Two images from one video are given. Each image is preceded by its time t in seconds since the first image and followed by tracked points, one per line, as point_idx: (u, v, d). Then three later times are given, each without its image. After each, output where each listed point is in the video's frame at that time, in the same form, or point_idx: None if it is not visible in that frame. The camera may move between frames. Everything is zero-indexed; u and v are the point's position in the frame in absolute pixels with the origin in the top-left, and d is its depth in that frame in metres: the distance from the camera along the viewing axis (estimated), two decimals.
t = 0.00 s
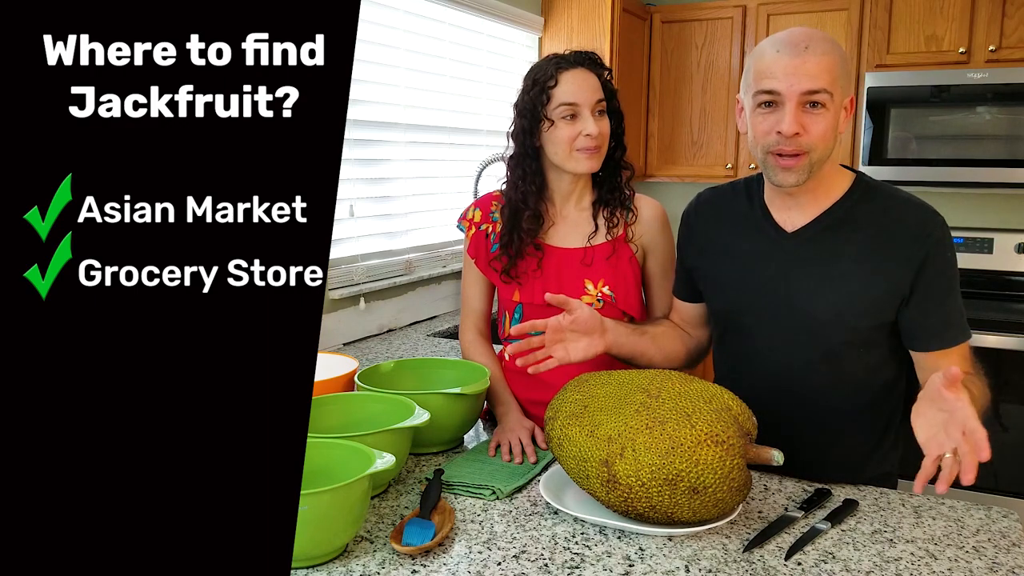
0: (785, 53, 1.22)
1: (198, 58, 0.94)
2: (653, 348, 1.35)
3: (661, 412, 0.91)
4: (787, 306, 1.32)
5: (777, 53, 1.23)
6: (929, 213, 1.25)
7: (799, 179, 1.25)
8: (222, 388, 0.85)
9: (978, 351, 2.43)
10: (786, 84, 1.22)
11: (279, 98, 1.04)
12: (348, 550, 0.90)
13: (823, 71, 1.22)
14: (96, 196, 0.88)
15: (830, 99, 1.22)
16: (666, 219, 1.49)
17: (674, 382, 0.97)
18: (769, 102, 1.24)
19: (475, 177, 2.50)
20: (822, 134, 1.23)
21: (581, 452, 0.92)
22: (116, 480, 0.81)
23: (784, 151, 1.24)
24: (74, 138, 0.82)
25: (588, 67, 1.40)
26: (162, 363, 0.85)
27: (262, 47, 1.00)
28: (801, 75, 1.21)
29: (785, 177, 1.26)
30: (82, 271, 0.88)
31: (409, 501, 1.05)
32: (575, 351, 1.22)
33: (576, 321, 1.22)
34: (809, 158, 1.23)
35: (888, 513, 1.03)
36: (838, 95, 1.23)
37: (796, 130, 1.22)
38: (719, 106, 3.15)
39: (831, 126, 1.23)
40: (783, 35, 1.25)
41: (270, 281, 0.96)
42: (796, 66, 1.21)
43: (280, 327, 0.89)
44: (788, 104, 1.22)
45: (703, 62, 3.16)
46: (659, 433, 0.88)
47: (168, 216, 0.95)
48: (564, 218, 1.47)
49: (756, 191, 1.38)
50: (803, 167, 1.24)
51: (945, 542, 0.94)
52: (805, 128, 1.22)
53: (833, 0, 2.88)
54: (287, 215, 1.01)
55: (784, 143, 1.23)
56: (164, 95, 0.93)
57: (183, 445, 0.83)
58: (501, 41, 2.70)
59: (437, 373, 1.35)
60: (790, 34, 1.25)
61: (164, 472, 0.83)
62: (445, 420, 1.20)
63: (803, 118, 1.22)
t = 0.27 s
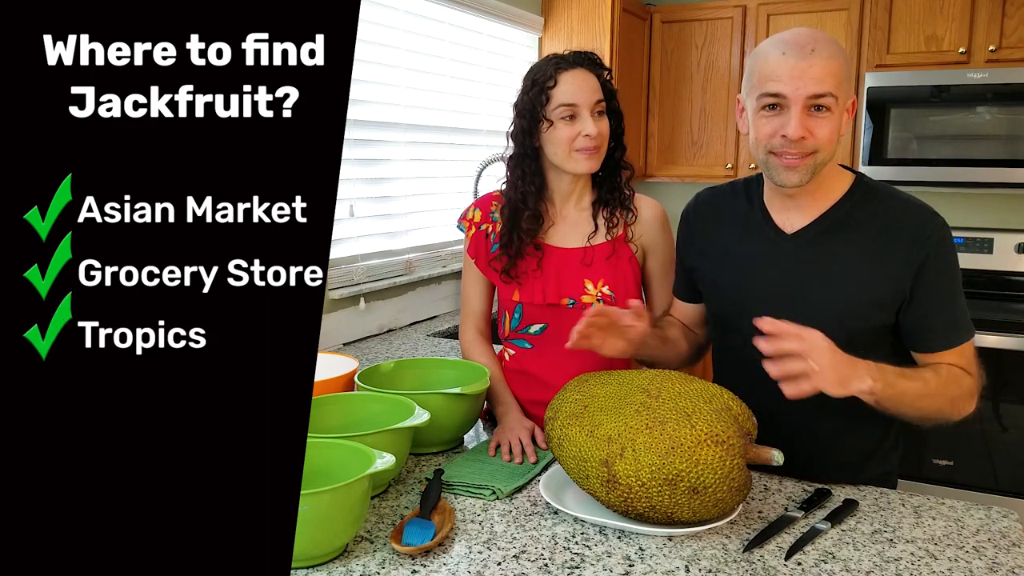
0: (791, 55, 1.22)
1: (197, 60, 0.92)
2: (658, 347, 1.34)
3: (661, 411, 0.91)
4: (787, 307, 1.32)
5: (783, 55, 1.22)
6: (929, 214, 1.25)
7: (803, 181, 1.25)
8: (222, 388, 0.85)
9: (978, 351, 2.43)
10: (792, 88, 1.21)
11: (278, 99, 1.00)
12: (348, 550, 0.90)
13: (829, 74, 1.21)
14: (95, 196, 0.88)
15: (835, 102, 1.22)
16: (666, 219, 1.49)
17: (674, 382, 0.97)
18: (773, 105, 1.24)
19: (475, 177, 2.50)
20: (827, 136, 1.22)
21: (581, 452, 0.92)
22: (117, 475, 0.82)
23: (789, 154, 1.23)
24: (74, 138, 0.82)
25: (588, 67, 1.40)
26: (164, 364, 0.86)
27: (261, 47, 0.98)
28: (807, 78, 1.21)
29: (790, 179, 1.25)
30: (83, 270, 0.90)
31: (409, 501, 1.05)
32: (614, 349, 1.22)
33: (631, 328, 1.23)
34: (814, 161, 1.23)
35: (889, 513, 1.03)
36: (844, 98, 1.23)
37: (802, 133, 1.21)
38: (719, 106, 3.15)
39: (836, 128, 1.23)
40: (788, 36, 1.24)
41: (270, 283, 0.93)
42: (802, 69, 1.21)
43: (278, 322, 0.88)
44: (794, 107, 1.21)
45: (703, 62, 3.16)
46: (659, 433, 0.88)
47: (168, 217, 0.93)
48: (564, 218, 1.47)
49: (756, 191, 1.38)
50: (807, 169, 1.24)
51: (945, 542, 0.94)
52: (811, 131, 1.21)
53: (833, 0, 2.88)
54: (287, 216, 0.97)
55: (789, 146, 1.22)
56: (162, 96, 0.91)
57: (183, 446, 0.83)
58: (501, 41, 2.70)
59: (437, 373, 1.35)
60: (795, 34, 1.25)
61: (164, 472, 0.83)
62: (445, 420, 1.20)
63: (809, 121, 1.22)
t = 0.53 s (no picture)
0: (785, 57, 1.22)
1: (197, 59, 0.92)
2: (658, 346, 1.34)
3: (661, 411, 0.91)
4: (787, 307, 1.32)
5: (777, 58, 1.22)
6: (928, 214, 1.25)
7: (799, 183, 1.24)
8: (222, 388, 0.85)
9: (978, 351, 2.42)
10: (786, 90, 1.21)
11: (278, 98, 0.99)
12: (348, 550, 0.90)
13: (823, 76, 1.21)
14: (96, 196, 0.88)
15: (830, 104, 1.22)
16: (666, 219, 1.49)
17: (674, 382, 0.97)
18: (769, 107, 1.24)
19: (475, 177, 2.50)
20: (822, 138, 1.22)
21: (581, 452, 0.92)
22: (117, 474, 0.82)
23: (784, 155, 1.23)
24: (73, 137, 0.82)
25: (588, 67, 1.40)
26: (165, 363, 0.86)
27: (261, 47, 0.98)
28: (801, 80, 1.21)
29: (785, 182, 1.25)
30: (82, 269, 0.90)
31: (409, 501, 1.05)
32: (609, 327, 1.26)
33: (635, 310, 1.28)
34: (809, 162, 1.23)
35: (889, 513, 1.03)
36: (839, 100, 1.23)
37: (796, 135, 1.21)
38: (719, 106, 3.15)
39: (831, 130, 1.23)
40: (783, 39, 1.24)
41: (270, 282, 0.93)
42: (797, 71, 1.21)
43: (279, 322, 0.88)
44: (789, 109, 1.21)
45: (703, 62, 3.16)
46: (659, 433, 0.88)
47: (168, 216, 0.93)
48: (564, 217, 1.47)
49: (756, 191, 1.38)
50: (802, 171, 1.24)
51: (945, 542, 0.94)
52: (806, 133, 1.22)
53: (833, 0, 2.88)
54: (287, 215, 0.97)
55: (784, 148, 1.23)
56: (163, 95, 0.91)
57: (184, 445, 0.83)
58: (501, 41, 2.70)
59: (437, 373, 1.35)
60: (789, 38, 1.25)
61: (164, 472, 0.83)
62: (445, 420, 1.20)
63: (804, 123, 1.22)
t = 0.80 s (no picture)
0: (758, 70, 1.20)
1: (197, 57, 0.93)
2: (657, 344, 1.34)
3: (661, 411, 0.91)
4: (786, 306, 1.32)
5: (757, 69, 1.21)
6: (930, 212, 1.25)
7: (778, 191, 1.25)
8: (222, 389, 0.85)
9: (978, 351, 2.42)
10: (759, 103, 1.20)
11: (279, 97, 1.00)
12: (348, 549, 0.90)
13: (798, 87, 1.19)
14: (95, 196, 0.88)
15: (807, 115, 1.19)
16: (666, 218, 1.49)
17: (674, 382, 0.97)
18: (745, 119, 1.23)
19: (475, 177, 2.50)
20: (798, 149, 1.21)
21: (581, 452, 0.92)
22: (116, 475, 0.82)
23: (758, 167, 1.24)
24: (73, 136, 0.82)
25: (589, 67, 1.40)
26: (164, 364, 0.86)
27: (261, 46, 0.98)
28: (772, 93, 1.19)
29: (766, 189, 1.26)
30: (82, 269, 0.90)
31: (409, 501, 1.05)
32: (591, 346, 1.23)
33: (598, 317, 1.24)
34: (787, 172, 1.22)
35: (889, 513, 1.03)
36: (817, 109, 1.20)
37: (768, 148, 1.21)
38: (719, 106, 3.15)
39: (809, 140, 1.21)
40: (766, 48, 1.22)
41: (269, 281, 0.94)
42: (770, 83, 1.19)
43: (279, 323, 0.89)
44: (761, 123, 1.20)
45: (703, 62, 3.16)
46: (659, 432, 0.88)
47: (167, 216, 0.93)
48: (563, 217, 1.47)
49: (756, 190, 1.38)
50: (783, 180, 1.24)
51: (945, 542, 0.94)
52: (779, 144, 1.21)
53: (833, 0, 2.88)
54: (287, 215, 0.97)
55: (760, 160, 1.23)
56: (163, 95, 0.91)
57: (183, 446, 0.83)
58: (501, 41, 2.70)
59: (437, 373, 1.35)
60: (774, 45, 1.22)
61: (164, 472, 0.83)
62: (445, 420, 1.20)
63: (777, 135, 1.21)
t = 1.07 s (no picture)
0: (748, 79, 1.21)
1: (197, 57, 0.92)
2: (656, 345, 1.34)
3: (661, 411, 0.91)
4: (786, 306, 1.32)
5: (746, 78, 1.22)
6: (931, 211, 1.25)
7: (774, 196, 1.26)
8: (222, 389, 0.85)
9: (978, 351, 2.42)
10: (749, 111, 1.21)
11: (278, 97, 0.99)
12: (348, 549, 0.91)
13: (787, 94, 1.20)
14: (95, 196, 0.88)
15: (796, 121, 1.20)
16: (666, 219, 1.49)
17: (674, 382, 0.97)
18: (738, 126, 1.24)
19: (475, 177, 2.50)
20: (791, 155, 1.22)
21: (581, 452, 0.92)
22: (117, 475, 0.82)
23: (753, 174, 1.25)
24: (72, 136, 0.82)
25: (587, 69, 1.39)
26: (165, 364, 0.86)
27: (262, 46, 0.98)
28: (762, 100, 1.20)
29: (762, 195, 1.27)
30: (82, 269, 0.90)
31: (409, 501, 1.05)
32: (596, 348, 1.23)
33: (607, 321, 1.24)
34: (782, 176, 1.23)
35: (889, 513, 1.03)
36: (807, 115, 1.21)
37: (761, 155, 1.22)
38: (719, 106, 3.15)
39: (801, 146, 1.22)
40: (754, 57, 1.23)
41: (270, 283, 0.93)
42: (760, 92, 1.20)
43: (280, 323, 0.89)
44: (751, 130, 1.21)
45: (703, 62, 3.16)
46: (659, 432, 0.88)
47: (168, 216, 0.93)
48: (563, 217, 1.46)
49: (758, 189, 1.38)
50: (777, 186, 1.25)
51: (945, 542, 0.94)
52: (771, 150, 1.22)
53: None
54: (287, 215, 0.97)
55: (753, 167, 1.24)
56: (163, 94, 0.91)
57: (184, 446, 0.83)
58: (500, 41, 2.70)
59: (437, 373, 1.35)
60: (763, 53, 1.23)
61: (164, 472, 0.83)
62: (445, 420, 1.20)
63: (769, 141, 1.22)
